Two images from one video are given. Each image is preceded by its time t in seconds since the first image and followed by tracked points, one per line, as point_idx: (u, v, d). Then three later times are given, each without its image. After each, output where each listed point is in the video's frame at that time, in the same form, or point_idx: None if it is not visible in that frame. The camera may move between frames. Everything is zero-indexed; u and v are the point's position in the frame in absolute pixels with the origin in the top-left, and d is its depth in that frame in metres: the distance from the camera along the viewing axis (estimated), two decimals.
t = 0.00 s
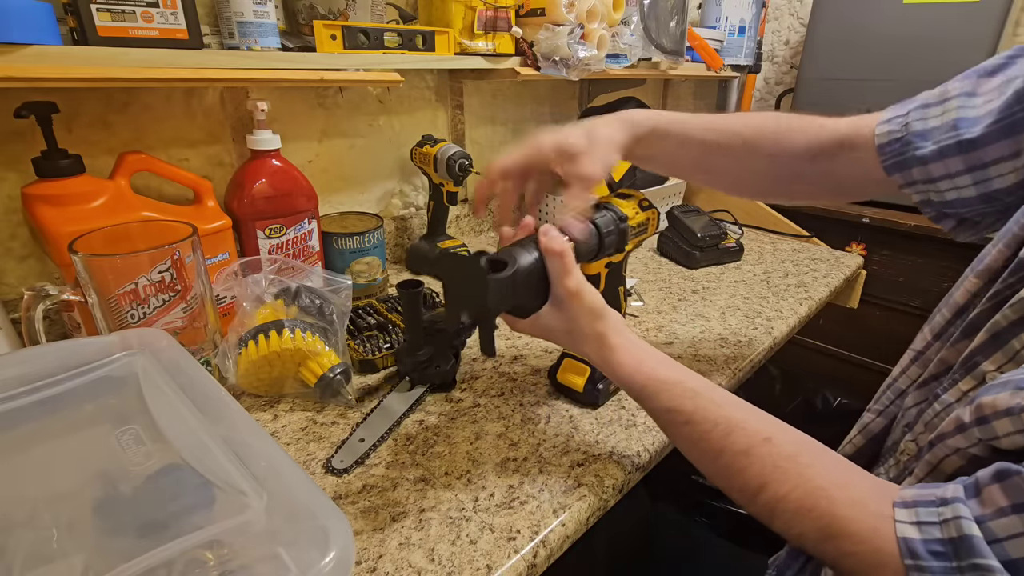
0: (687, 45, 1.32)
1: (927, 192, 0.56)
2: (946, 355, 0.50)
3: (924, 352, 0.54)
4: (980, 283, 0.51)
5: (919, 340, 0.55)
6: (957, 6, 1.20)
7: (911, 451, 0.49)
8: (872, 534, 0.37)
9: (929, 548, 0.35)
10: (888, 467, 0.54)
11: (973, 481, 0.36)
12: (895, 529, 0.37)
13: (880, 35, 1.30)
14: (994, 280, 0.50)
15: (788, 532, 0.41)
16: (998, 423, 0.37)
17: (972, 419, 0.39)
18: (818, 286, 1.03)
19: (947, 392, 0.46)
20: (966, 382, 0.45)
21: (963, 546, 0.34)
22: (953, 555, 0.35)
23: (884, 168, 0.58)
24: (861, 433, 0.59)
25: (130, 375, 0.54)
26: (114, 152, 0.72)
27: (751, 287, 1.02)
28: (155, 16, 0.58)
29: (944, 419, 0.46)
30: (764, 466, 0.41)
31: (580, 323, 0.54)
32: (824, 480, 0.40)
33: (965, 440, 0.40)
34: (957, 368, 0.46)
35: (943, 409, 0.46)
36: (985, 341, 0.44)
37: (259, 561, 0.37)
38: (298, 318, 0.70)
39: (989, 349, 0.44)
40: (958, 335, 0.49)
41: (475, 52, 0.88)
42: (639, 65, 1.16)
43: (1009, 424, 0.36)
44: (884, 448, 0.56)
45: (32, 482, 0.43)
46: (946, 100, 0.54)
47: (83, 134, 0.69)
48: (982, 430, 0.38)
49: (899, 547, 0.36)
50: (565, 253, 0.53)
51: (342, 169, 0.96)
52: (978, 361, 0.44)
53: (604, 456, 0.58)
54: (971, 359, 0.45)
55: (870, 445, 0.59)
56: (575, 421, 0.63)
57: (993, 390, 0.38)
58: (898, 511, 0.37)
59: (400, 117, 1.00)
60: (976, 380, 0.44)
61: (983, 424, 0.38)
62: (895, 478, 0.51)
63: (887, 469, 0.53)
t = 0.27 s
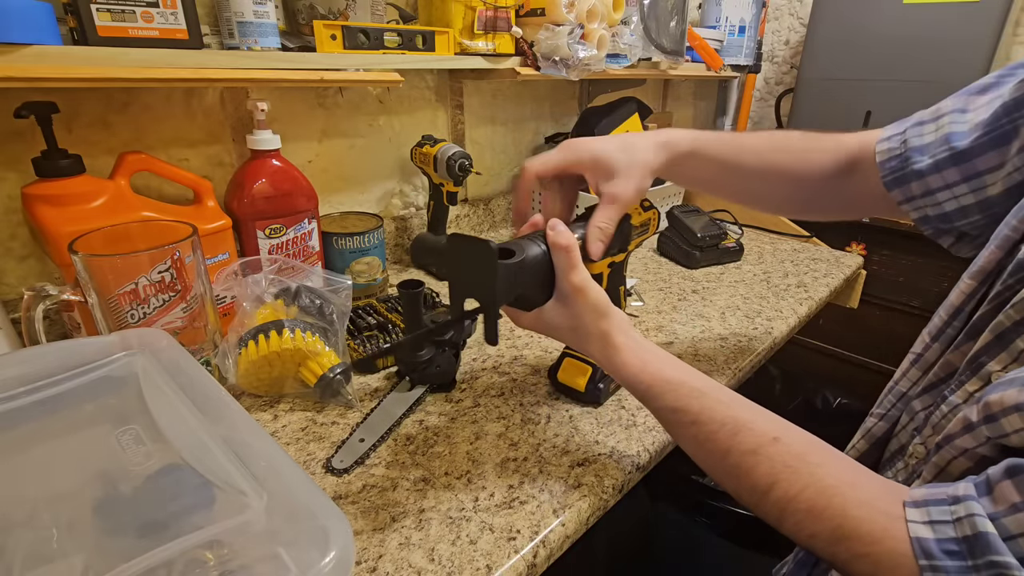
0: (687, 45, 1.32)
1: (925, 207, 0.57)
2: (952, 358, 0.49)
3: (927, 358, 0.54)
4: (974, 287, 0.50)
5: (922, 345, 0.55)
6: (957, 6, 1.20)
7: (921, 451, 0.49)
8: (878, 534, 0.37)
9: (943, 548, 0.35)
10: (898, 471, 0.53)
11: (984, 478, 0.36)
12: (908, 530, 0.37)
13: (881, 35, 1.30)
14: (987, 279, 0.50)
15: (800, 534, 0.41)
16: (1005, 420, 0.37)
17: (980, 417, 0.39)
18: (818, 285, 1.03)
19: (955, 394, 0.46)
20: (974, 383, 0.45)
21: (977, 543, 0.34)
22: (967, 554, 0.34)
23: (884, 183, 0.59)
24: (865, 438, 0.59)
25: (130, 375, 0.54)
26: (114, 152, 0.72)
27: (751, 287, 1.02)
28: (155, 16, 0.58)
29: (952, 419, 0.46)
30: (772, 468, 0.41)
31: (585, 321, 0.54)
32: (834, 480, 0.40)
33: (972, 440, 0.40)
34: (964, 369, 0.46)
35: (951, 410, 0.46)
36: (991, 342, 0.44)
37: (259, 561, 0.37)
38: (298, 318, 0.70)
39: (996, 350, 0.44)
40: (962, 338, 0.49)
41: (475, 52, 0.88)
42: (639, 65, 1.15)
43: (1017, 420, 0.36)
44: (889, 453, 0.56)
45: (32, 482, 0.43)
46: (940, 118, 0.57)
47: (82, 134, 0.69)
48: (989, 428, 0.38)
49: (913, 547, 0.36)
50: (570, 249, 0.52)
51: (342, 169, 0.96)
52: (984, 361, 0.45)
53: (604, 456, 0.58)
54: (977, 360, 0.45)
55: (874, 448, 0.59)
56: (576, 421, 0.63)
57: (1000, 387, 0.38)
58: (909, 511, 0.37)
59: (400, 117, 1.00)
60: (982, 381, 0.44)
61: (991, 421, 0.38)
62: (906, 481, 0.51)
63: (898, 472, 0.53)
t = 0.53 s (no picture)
0: (687, 45, 1.32)
1: (925, 226, 0.58)
2: (944, 355, 0.50)
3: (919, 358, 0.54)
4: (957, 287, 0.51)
5: (911, 346, 0.56)
6: (957, 6, 1.20)
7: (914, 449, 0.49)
8: (891, 549, 0.36)
9: (955, 562, 0.34)
10: (896, 469, 0.53)
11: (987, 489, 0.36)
12: (917, 545, 0.36)
13: (881, 35, 1.30)
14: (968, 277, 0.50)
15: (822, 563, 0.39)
16: (995, 410, 0.37)
17: (973, 410, 0.39)
18: (818, 286, 1.03)
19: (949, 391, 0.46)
20: (966, 380, 0.45)
21: (989, 556, 0.33)
22: (981, 568, 0.33)
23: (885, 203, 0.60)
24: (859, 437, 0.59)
25: (130, 375, 0.54)
26: (114, 152, 0.72)
27: (751, 287, 1.02)
28: (155, 16, 0.58)
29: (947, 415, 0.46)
30: (785, 483, 0.40)
31: (581, 336, 0.52)
32: (851, 500, 0.38)
33: (965, 434, 0.40)
34: (956, 366, 0.47)
35: (945, 406, 0.46)
36: (978, 338, 0.44)
37: (259, 561, 0.37)
38: (298, 318, 0.70)
39: (985, 346, 0.44)
40: (952, 336, 0.49)
41: (475, 52, 0.88)
42: (639, 65, 1.15)
43: (1007, 410, 0.36)
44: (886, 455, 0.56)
45: (32, 482, 0.43)
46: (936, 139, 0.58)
47: (82, 133, 0.69)
48: (981, 420, 0.38)
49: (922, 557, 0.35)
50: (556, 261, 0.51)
51: (342, 169, 0.96)
52: (974, 358, 0.45)
53: (604, 456, 0.58)
54: (968, 357, 0.45)
55: (868, 447, 0.59)
56: (576, 421, 0.63)
57: (991, 379, 0.38)
58: (917, 527, 0.37)
59: (400, 117, 1.00)
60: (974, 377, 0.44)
61: (983, 414, 0.38)
62: (901, 479, 0.51)
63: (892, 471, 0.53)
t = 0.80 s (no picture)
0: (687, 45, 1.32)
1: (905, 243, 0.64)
2: (911, 365, 0.51)
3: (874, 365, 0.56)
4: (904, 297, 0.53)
5: (864, 351, 0.58)
6: (956, 6, 1.20)
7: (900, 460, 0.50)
8: (890, 565, 0.33)
9: None
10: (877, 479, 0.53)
11: None
12: None
13: (881, 35, 1.30)
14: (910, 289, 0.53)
15: None
16: (988, 424, 0.38)
17: (961, 426, 0.41)
18: (818, 286, 1.03)
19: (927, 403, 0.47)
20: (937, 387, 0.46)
21: None
22: None
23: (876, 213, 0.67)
24: (826, 443, 0.60)
25: (130, 375, 0.54)
26: (114, 152, 0.72)
27: (751, 287, 1.02)
28: (155, 16, 0.58)
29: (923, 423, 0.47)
30: (799, 485, 0.37)
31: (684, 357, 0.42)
32: (885, 533, 0.35)
33: (956, 451, 0.41)
34: (925, 375, 0.48)
35: (920, 414, 0.47)
36: (942, 346, 0.46)
37: (259, 561, 0.37)
38: (298, 318, 0.70)
39: (948, 353, 0.46)
40: (917, 345, 0.51)
41: (475, 52, 0.88)
42: (639, 65, 1.15)
43: (999, 423, 0.38)
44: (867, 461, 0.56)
45: (32, 482, 0.43)
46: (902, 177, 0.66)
47: (82, 133, 0.69)
48: (972, 435, 0.40)
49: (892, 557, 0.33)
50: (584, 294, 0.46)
51: (342, 169, 0.96)
52: (942, 365, 0.46)
53: (604, 456, 0.58)
54: (937, 365, 0.47)
55: (834, 451, 0.59)
56: (576, 422, 0.63)
57: (975, 390, 0.39)
58: None
59: (400, 117, 1.00)
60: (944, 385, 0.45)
61: (972, 427, 0.40)
62: (885, 488, 0.51)
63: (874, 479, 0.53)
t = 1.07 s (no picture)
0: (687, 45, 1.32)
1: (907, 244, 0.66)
2: (887, 358, 0.51)
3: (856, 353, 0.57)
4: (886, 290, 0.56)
5: (847, 343, 0.60)
6: (956, 6, 1.20)
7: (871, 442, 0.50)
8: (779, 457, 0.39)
9: None
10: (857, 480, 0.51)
11: None
12: None
13: (881, 36, 1.30)
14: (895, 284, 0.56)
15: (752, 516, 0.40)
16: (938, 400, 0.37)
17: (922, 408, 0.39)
18: (818, 286, 1.03)
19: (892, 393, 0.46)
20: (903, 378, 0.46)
21: None
22: None
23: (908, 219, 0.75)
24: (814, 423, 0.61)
25: (130, 375, 0.54)
26: (114, 152, 0.72)
27: (751, 287, 1.02)
28: (155, 16, 0.58)
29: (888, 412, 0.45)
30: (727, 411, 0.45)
31: (667, 333, 0.55)
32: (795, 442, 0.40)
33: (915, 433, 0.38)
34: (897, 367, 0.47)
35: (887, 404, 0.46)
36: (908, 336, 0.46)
37: (259, 561, 0.37)
38: (298, 318, 0.70)
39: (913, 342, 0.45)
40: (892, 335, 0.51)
41: (475, 52, 0.88)
42: (639, 65, 1.15)
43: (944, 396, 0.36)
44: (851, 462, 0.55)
45: (32, 482, 0.43)
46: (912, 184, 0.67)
47: (82, 133, 0.69)
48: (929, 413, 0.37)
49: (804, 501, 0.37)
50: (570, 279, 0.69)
51: (342, 169, 0.96)
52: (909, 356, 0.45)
53: (604, 456, 0.58)
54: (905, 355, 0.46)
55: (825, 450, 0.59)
56: (576, 422, 0.63)
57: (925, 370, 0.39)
58: None
59: (400, 117, 1.00)
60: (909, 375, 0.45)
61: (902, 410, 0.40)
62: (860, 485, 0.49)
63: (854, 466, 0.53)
